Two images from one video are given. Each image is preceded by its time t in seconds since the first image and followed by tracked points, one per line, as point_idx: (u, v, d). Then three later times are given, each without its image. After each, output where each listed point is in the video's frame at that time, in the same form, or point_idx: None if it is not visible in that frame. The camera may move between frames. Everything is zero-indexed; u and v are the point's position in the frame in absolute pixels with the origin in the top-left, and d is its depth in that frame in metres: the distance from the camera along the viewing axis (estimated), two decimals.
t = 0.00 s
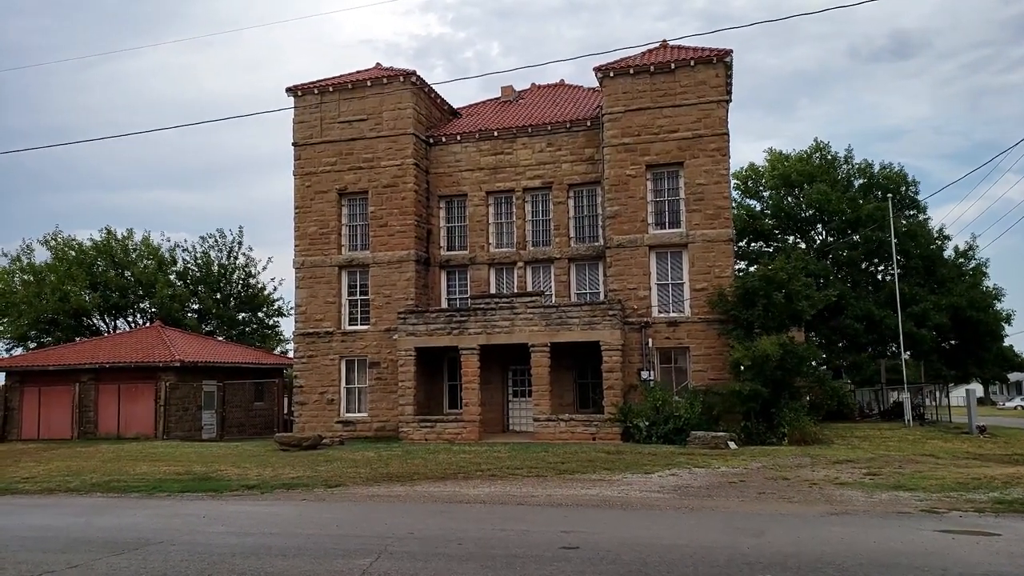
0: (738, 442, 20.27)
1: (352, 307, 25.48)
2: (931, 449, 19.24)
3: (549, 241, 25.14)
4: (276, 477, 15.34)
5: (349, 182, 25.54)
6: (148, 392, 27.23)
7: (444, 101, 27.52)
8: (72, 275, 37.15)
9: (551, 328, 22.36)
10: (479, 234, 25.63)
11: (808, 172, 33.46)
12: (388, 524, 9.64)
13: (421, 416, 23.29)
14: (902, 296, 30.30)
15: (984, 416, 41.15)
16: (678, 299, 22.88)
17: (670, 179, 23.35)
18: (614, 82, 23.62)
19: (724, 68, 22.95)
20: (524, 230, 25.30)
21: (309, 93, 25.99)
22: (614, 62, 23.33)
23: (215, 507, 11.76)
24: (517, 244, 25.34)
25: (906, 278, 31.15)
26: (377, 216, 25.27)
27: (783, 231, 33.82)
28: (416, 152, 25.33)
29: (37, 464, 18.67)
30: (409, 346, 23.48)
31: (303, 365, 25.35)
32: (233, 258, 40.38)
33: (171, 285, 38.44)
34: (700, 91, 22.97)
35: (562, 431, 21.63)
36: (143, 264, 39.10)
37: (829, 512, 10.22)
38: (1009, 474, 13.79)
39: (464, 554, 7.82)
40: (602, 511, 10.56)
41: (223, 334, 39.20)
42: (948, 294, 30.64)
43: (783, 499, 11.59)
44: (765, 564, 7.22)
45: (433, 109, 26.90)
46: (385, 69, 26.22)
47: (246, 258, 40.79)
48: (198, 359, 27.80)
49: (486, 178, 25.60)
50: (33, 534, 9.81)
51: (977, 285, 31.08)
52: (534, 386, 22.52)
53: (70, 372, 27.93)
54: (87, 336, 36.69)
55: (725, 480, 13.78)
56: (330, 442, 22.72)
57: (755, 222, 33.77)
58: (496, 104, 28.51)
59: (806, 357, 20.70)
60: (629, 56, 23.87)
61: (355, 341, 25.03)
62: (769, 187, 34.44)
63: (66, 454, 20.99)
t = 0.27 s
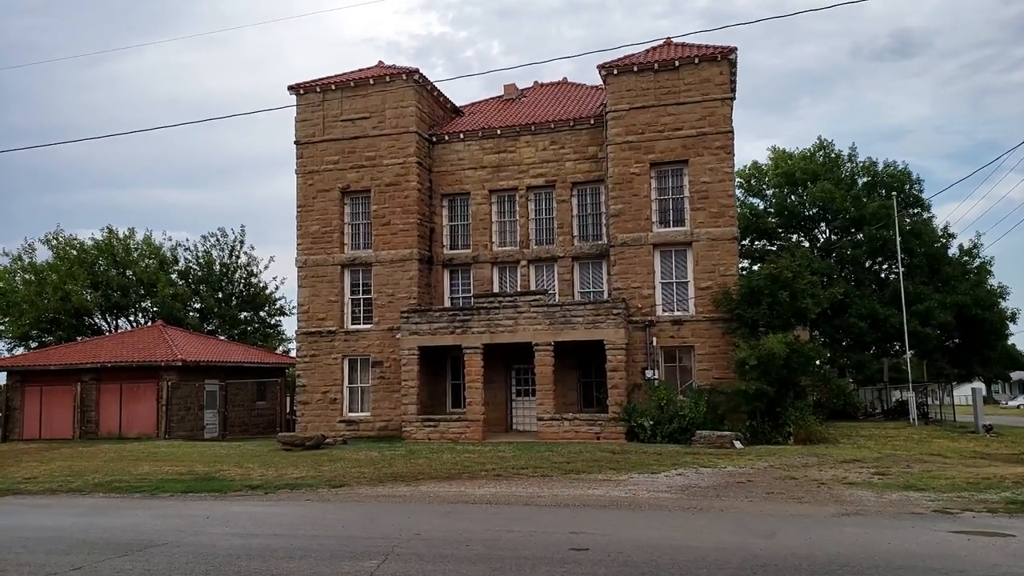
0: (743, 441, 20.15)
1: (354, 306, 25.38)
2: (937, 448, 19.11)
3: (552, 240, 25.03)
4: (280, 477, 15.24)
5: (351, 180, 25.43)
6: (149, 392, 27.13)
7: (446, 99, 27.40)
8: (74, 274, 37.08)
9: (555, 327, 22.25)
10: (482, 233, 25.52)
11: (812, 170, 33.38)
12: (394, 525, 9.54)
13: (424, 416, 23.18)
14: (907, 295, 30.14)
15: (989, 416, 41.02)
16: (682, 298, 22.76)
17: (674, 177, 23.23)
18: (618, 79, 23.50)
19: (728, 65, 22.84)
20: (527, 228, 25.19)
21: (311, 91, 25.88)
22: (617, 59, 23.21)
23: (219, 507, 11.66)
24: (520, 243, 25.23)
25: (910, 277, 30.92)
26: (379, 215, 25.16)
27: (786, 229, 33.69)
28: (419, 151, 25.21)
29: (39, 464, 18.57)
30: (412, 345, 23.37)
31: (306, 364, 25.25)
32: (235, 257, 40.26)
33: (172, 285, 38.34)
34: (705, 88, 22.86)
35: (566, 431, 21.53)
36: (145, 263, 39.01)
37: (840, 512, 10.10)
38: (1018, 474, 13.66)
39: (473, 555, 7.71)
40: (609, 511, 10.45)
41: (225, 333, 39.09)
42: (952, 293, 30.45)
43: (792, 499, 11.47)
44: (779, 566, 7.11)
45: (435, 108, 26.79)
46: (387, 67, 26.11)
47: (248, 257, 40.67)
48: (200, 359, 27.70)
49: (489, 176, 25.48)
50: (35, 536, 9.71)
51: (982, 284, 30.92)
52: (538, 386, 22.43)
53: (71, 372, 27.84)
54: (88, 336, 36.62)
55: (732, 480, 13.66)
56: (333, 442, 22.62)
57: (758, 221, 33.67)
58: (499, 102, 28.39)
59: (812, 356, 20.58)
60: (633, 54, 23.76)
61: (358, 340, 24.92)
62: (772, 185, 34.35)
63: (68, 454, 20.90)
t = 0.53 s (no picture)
0: (749, 440, 20.00)
1: (357, 305, 25.25)
2: (945, 447, 18.97)
3: (556, 238, 24.90)
4: (283, 476, 15.12)
5: (353, 178, 25.31)
6: (151, 391, 27.02)
7: (449, 97, 27.27)
8: (75, 273, 36.98)
9: (558, 325, 22.11)
10: (485, 231, 25.39)
11: (817, 167, 33.42)
12: (399, 525, 9.41)
13: (427, 415, 23.05)
14: (912, 293, 29.98)
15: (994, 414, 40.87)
16: (687, 296, 22.62)
17: (678, 175, 23.09)
18: (622, 76, 23.37)
19: (732, 61, 22.70)
20: (530, 226, 25.05)
21: (313, 89, 25.75)
22: (621, 56, 23.08)
23: (222, 507, 11.53)
24: (523, 241, 25.09)
25: (915, 275, 30.78)
26: (381, 213, 25.02)
27: (790, 227, 33.58)
28: (421, 149, 25.08)
29: (40, 464, 18.45)
30: (415, 344, 23.24)
31: (308, 363, 25.12)
32: (237, 256, 40.12)
33: (174, 284, 38.22)
34: (709, 85, 22.73)
35: (570, 430, 21.40)
36: (146, 262, 38.92)
37: (850, 512, 9.96)
38: None
39: (480, 556, 7.58)
40: (617, 510, 10.33)
41: (227, 333, 38.96)
42: (958, 291, 30.31)
43: (801, 498, 11.34)
44: (793, 566, 6.97)
45: (438, 105, 26.66)
46: (390, 64, 25.98)
47: (250, 256, 40.54)
48: (202, 358, 27.57)
49: (492, 174, 25.35)
50: (36, 537, 9.59)
51: (987, 282, 30.77)
52: (541, 384, 22.30)
53: (73, 371, 27.73)
54: (90, 335, 36.53)
55: (739, 479, 13.53)
56: (336, 441, 22.50)
57: (762, 219, 33.58)
58: (502, 99, 28.26)
59: (818, 354, 20.44)
60: (637, 50, 23.62)
61: (360, 339, 24.79)
62: (777, 183, 34.40)
63: (69, 454, 20.77)
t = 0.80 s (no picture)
0: (755, 438, 19.82)
1: (359, 303, 25.09)
2: (952, 445, 18.83)
3: (559, 235, 24.73)
4: (285, 475, 14.97)
5: (355, 175, 25.14)
6: (152, 389, 26.88)
7: (451, 93, 27.09)
8: (75, 271, 36.85)
9: (562, 323, 21.94)
10: (488, 228, 25.21)
11: (821, 164, 33.25)
12: (403, 525, 9.24)
13: (430, 413, 22.90)
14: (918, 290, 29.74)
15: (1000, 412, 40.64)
16: (691, 293, 22.45)
17: (683, 171, 22.91)
18: (626, 71, 23.19)
19: (737, 56, 22.54)
20: (533, 223, 24.88)
21: (315, 85, 25.58)
22: (625, 51, 22.91)
23: (224, 507, 11.37)
24: (526, 238, 24.92)
25: (920, 272, 30.57)
26: (383, 210, 24.85)
27: (795, 225, 33.42)
28: (424, 145, 24.91)
29: (40, 463, 18.30)
30: (418, 342, 23.08)
31: (310, 361, 24.97)
32: (238, 253, 39.94)
33: (174, 282, 38.07)
34: (713, 80, 22.56)
35: (573, 429, 21.24)
36: (147, 260, 38.78)
37: (862, 510, 9.80)
38: None
39: (488, 557, 7.42)
40: (624, 510, 10.17)
41: (228, 331, 38.79)
42: (964, 289, 30.11)
43: (811, 497, 11.17)
44: (808, 567, 6.81)
45: (440, 101, 26.49)
46: (392, 60, 25.81)
47: (251, 254, 40.38)
48: (204, 356, 27.41)
49: (494, 170, 25.17)
50: (34, 536, 9.43)
51: (993, 279, 30.55)
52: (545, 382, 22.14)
53: (73, 369, 27.60)
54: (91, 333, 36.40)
55: (747, 478, 13.36)
56: (338, 439, 22.35)
57: (766, 216, 33.45)
58: (504, 95, 28.08)
59: (824, 351, 20.26)
60: (641, 46, 23.45)
61: (362, 336, 24.63)
62: (781, 180, 34.23)
63: (70, 452, 20.62)
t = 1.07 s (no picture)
0: (762, 438, 19.60)
1: (362, 302, 24.91)
2: (963, 445, 18.59)
3: (564, 233, 24.52)
4: (288, 476, 14.79)
5: (358, 173, 24.94)
6: (155, 388, 26.73)
7: (455, 91, 26.89)
8: (78, 270, 36.75)
9: (567, 322, 21.74)
10: (492, 226, 25.01)
11: (827, 162, 33.02)
12: (408, 528, 9.05)
13: (433, 413, 22.72)
14: (926, 288, 29.36)
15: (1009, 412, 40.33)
16: (698, 291, 22.22)
17: (689, 168, 22.70)
18: (632, 68, 22.98)
19: (745, 53, 22.32)
20: (538, 221, 24.68)
21: (318, 82, 25.40)
22: (631, 48, 22.69)
23: (226, 508, 11.17)
24: (530, 236, 24.73)
25: (928, 270, 30.27)
26: (387, 208, 24.65)
27: (801, 223, 33.22)
28: (427, 143, 24.72)
29: (42, 462, 18.16)
30: (422, 341, 22.89)
31: (313, 360, 24.80)
32: (241, 252, 39.75)
33: (177, 281, 37.92)
34: (720, 77, 22.34)
35: (579, 428, 21.05)
36: (150, 259, 38.67)
37: (878, 514, 9.59)
38: None
39: (497, 562, 7.22)
40: (633, 512, 9.98)
41: (231, 330, 38.62)
42: (972, 287, 29.80)
43: (824, 499, 10.96)
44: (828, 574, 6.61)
45: (444, 99, 26.29)
46: (396, 57, 25.62)
47: (254, 253, 40.19)
48: (206, 355, 27.23)
49: (499, 168, 24.97)
50: (33, 539, 9.25)
51: (1002, 277, 30.26)
52: (550, 382, 21.94)
53: (76, 368, 27.46)
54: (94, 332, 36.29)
55: (758, 479, 13.15)
56: (342, 439, 22.18)
57: (772, 214, 33.29)
58: (509, 93, 27.86)
59: (833, 351, 20.02)
60: (647, 42, 23.23)
61: (366, 335, 24.44)
62: (787, 178, 34.13)
63: (71, 452, 20.46)
